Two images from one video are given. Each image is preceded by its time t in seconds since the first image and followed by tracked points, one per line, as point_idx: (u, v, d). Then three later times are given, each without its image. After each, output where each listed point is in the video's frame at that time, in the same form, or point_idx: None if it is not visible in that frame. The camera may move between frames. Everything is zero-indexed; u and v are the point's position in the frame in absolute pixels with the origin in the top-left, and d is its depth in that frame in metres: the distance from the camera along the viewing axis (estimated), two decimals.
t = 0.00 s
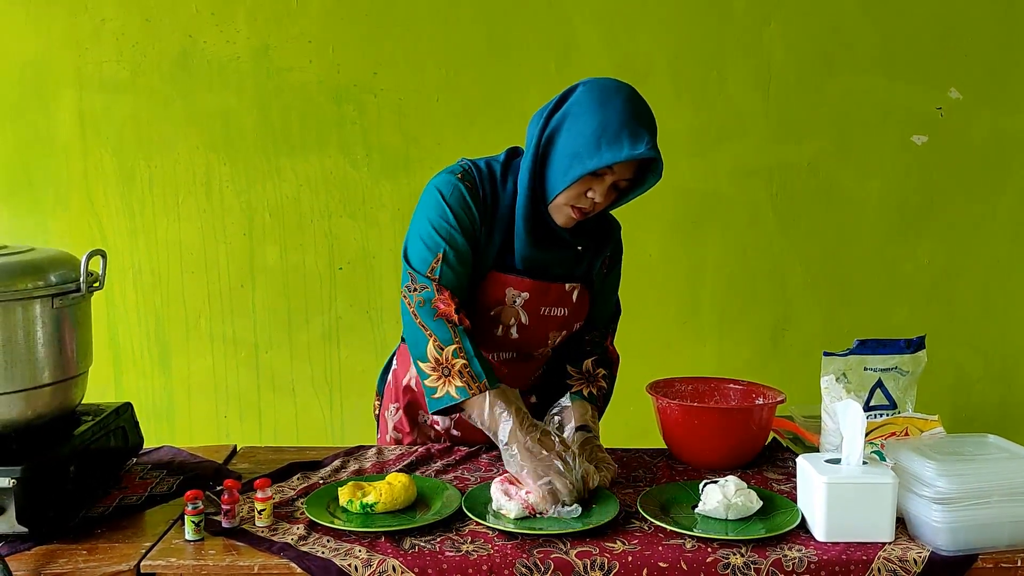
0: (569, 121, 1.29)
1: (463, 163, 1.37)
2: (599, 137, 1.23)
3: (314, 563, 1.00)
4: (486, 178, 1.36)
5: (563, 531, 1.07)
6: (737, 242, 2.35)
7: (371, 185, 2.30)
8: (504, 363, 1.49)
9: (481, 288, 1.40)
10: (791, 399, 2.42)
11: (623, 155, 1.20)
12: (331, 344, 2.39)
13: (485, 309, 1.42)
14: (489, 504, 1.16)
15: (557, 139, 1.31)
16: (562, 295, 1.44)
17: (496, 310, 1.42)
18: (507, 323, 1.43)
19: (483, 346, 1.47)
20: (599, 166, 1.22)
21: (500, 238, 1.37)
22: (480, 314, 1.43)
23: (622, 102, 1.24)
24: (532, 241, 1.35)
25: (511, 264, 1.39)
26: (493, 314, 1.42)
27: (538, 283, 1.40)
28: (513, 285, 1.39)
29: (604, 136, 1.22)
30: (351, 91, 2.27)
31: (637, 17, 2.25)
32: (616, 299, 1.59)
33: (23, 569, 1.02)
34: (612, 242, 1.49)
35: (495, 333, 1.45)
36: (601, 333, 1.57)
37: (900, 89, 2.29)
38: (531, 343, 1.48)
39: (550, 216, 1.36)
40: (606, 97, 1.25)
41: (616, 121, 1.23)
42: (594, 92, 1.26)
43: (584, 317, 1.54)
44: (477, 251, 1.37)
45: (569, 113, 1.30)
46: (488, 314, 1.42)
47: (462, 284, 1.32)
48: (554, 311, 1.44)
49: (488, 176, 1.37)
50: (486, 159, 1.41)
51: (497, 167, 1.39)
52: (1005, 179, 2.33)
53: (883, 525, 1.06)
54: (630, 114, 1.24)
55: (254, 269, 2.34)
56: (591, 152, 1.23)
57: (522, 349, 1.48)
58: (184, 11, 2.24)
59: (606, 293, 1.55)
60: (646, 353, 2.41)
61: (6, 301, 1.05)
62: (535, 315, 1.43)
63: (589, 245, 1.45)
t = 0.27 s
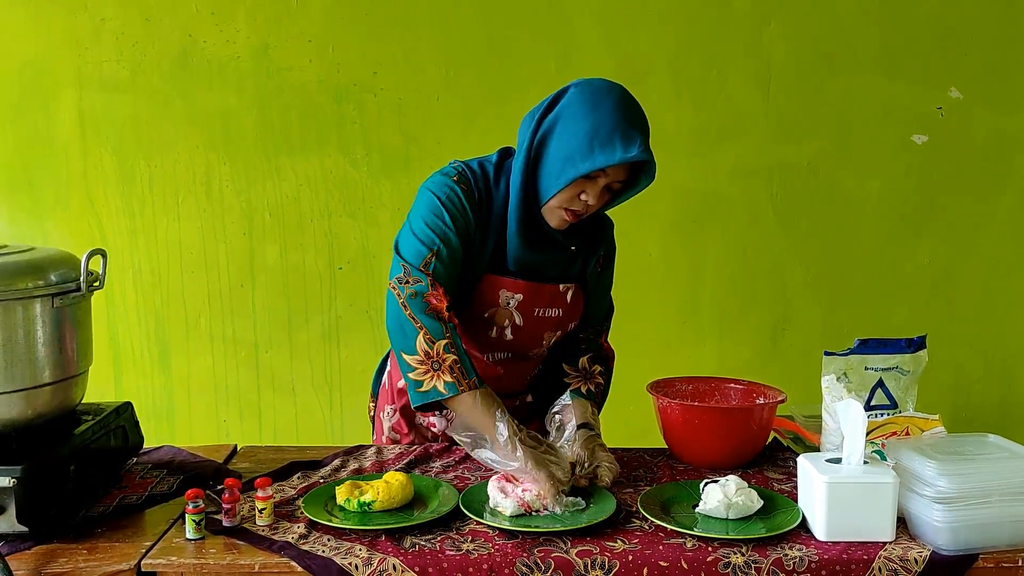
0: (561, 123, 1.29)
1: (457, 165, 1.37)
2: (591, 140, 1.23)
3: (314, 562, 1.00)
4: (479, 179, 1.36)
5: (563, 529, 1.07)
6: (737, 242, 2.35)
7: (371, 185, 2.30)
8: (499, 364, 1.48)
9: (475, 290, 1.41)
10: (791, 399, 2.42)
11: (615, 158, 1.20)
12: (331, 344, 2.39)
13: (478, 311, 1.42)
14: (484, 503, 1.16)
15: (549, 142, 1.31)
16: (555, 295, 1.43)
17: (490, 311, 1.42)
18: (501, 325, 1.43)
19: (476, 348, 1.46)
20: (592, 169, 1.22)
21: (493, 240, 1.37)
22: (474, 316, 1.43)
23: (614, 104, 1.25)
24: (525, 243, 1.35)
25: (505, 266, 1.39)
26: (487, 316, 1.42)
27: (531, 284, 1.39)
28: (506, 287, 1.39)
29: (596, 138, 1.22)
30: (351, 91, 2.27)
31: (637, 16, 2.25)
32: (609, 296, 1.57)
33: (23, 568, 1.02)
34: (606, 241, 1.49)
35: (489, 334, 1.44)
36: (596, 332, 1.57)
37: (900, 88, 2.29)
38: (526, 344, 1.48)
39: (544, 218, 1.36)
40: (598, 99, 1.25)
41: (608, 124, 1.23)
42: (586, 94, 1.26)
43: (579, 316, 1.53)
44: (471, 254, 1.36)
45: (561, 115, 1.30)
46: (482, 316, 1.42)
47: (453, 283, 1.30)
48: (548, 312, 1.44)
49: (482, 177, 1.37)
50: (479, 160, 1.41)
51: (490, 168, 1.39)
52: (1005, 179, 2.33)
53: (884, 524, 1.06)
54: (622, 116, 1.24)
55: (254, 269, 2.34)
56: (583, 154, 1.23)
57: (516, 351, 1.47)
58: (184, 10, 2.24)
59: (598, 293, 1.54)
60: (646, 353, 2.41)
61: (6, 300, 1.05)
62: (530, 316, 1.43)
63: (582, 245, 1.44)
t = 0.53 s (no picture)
0: (559, 123, 1.29)
1: (452, 165, 1.37)
2: (590, 140, 1.23)
3: (313, 562, 1.00)
4: (475, 179, 1.36)
5: (562, 529, 1.07)
6: (737, 242, 2.35)
7: (371, 184, 2.30)
8: (497, 364, 1.48)
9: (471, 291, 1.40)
10: (791, 399, 2.42)
11: (614, 158, 1.20)
12: (330, 343, 2.39)
13: (476, 311, 1.42)
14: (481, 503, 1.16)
15: (548, 141, 1.31)
16: (553, 295, 1.43)
17: (487, 311, 1.42)
18: (498, 325, 1.43)
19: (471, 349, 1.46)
20: (590, 169, 1.22)
21: (488, 240, 1.37)
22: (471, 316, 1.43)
23: (612, 104, 1.25)
24: (522, 242, 1.35)
25: (501, 266, 1.39)
26: (485, 317, 1.43)
27: (528, 284, 1.39)
28: (503, 286, 1.39)
29: (596, 138, 1.22)
30: (351, 90, 2.26)
31: (637, 16, 2.25)
32: (608, 296, 1.56)
33: (22, 567, 1.02)
34: (604, 240, 1.49)
35: (485, 335, 1.44)
36: (595, 331, 1.57)
37: (900, 88, 2.29)
38: (524, 344, 1.47)
39: (541, 218, 1.36)
40: (597, 99, 1.25)
41: (607, 124, 1.23)
42: (584, 94, 1.26)
43: (577, 316, 1.53)
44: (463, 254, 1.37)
45: (559, 115, 1.29)
46: (478, 317, 1.43)
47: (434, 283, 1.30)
48: (545, 311, 1.44)
49: (478, 177, 1.37)
50: (476, 160, 1.41)
51: (487, 168, 1.39)
52: (1005, 178, 2.33)
53: (883, 523, 1.06)
54: (621, 116, 1.24)
55: (254, 268, 2.34)
56: (582, 155, 1.23)
57: (513, 351, 1.47)
58: (183, 9, 2.24)
59: (597, 292, 1.53)
60: (646, 352, 2.41)
61: (5, 299, 1.05)
62: (527, 316, 1.43)
63: (580, 245, 1.44)
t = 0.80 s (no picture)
0: (556, 124, 1.29)
1: (449, 165, 1.37)
2: (586, 142, 1.23)
3: (309, 561, 1.00)
4: (471, 181, 1.36)
5: (558, 528, 1.07)
6: (735, 241, 2.35)
7: (369, 184, 2.30)
8: (494, 366, 1.47)
9: (466, 294, 1.40)
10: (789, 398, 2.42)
11: (610, 161, 1.20)
12: (329, 343, 2.38)
13: (471, 315, 1.41)
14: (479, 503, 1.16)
15: (544, 144, 1.31)
16: (550, 298, 1.43)
17: (483, 315, 1.41)
18: (494, 329, 1.43)
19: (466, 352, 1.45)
20: (586, 172, 1.22)
21: (483, 243, 1.37)
22: (467, 320, 1.42)
23: (610, 106, 1.24)
24: (519, 246, 1.34)
25: (496, 269, 1.39)
26: (480, 321, 1.42)
27: (525, 287, 1.39)
28: (499, 290, 1.39)
29: (592, 140, 1.22)
30: (349, 89, 2.26)
31: (634, 15, 2.25)
32: (610, 299, 1.57)
33: (19, 567, 1.02)
34: (603, 242, 1.48)
35: (481, 338, 1.44)
36: (598, 333, 1.58)
37: (898, 87, 2.29)
38: (521, 347, 1.47)
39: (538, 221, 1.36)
40: (595, 101, 1.25)
41: (604, 127, 1.23)
42: (582, 95, 1.26)
43: (576, 319, 1.53)
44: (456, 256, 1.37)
45: (557, 116, 1.30)
46: (475, 320, 1.41)
47: (420, 285, 1.32)
48: (542, 315, 1.44)
49: (474, 178, 1.37)
50: (473, 160, 1.41)
51: (484, 169, 1.39)
52: (1002, 177, 2.33)
53: (878, 522, 1.06)
54: (618, 118, 1.23)
55: (252, 267, 2.34)
56: (578, 157, 1.23)
57: (510, 355, 1.47)
58: (181, 8, 2.23)
59: (598, 293, 1.54)
60: (644, 351, 2.41)
61: (1, 298, 1.05)
62: (523, 319, 1.42)
63: (578, 248, 1.43)
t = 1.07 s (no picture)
0: (541, 118, 1.30)
1: (439, 163, 1.37)
2: (569, 134, 1.23)
3: (305, 561, 1.00)
4: (461, 177, 1.36)
5: (554, 527, 1.07)
6: (732, 240, 2.35)
7: (366, 183, 2.30)
8: (487, 362, 1.48)
9: (459, 290, 1.40)
10: (786, 397, 2.42)
11: (593, 153, 1.20)
12: (326, 342, 2.38)
13: (464, 311, 1.41)
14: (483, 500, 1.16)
15: (529, 138, 1.32)
16: (543, 294, 1.43)
17: (476, 311, 1.41)
18: (487, 325, 1.43)
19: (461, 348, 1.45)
20: (570, 164, 1.22)
21: (475, 240, 1.37)
22: (461, 316, 1.42)
23: (593, 97, 1.25)
24: (510, 241, 1.35)
25: (488, 265, 1.39)
26: (474, 316, 1.42)
27: (517, 283, 1.39)
28: (491, 285, 1.39)
29: (575, 132, 1.23)
30: (346, 89, 2.26)
31: (632, 14, 2.25)
32: (607, 296, 1.57)
33: (14, 567, 1.02)
34: (597, 236, 1.49)
35: (475, 334, 1.44)
36: (596, 329, 1.57)
37: (895, 86, 2.29)
38: (515, 343, 1.47)
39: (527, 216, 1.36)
40: (578, 93, 1.25)
41: (587, 118, 1.23)
42: (565, 88, 1.27)
43: (571, 315, 1.53)
44: (450, 251, 1.36)
45: (541, 111, 1.30)
46: (468, 316, 1.41)
47: (418, 285, 1.33)
48: (535, 310, 1.43)
49: (464, 175, 1.37)
50: (464, 158, 1.41)
51: (473, 166, 1.39)
52: (999, 176, 2.33)
53: (875, 521, 1.06)
54: (601, 109, 1.24)
55: (249, 266, 2.34)
56: (562, 149, 1.24)
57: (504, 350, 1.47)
58: (178, 7, 2.23)
59: (593, 290, 1.54)
60: (641, 350, 2.41)
61: None
62: (516, 315, 1.42)
63: (571, 242, 1.45)
